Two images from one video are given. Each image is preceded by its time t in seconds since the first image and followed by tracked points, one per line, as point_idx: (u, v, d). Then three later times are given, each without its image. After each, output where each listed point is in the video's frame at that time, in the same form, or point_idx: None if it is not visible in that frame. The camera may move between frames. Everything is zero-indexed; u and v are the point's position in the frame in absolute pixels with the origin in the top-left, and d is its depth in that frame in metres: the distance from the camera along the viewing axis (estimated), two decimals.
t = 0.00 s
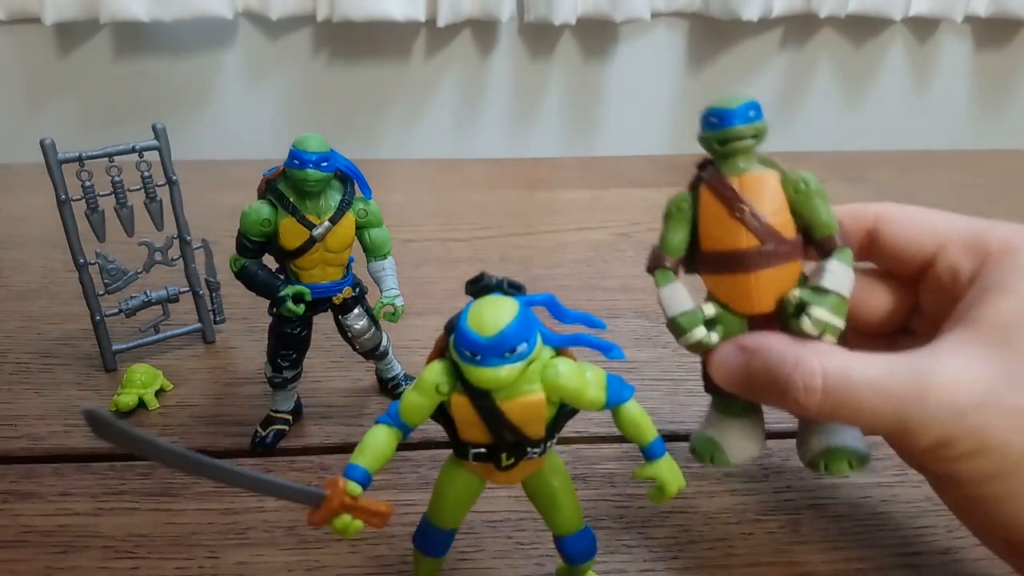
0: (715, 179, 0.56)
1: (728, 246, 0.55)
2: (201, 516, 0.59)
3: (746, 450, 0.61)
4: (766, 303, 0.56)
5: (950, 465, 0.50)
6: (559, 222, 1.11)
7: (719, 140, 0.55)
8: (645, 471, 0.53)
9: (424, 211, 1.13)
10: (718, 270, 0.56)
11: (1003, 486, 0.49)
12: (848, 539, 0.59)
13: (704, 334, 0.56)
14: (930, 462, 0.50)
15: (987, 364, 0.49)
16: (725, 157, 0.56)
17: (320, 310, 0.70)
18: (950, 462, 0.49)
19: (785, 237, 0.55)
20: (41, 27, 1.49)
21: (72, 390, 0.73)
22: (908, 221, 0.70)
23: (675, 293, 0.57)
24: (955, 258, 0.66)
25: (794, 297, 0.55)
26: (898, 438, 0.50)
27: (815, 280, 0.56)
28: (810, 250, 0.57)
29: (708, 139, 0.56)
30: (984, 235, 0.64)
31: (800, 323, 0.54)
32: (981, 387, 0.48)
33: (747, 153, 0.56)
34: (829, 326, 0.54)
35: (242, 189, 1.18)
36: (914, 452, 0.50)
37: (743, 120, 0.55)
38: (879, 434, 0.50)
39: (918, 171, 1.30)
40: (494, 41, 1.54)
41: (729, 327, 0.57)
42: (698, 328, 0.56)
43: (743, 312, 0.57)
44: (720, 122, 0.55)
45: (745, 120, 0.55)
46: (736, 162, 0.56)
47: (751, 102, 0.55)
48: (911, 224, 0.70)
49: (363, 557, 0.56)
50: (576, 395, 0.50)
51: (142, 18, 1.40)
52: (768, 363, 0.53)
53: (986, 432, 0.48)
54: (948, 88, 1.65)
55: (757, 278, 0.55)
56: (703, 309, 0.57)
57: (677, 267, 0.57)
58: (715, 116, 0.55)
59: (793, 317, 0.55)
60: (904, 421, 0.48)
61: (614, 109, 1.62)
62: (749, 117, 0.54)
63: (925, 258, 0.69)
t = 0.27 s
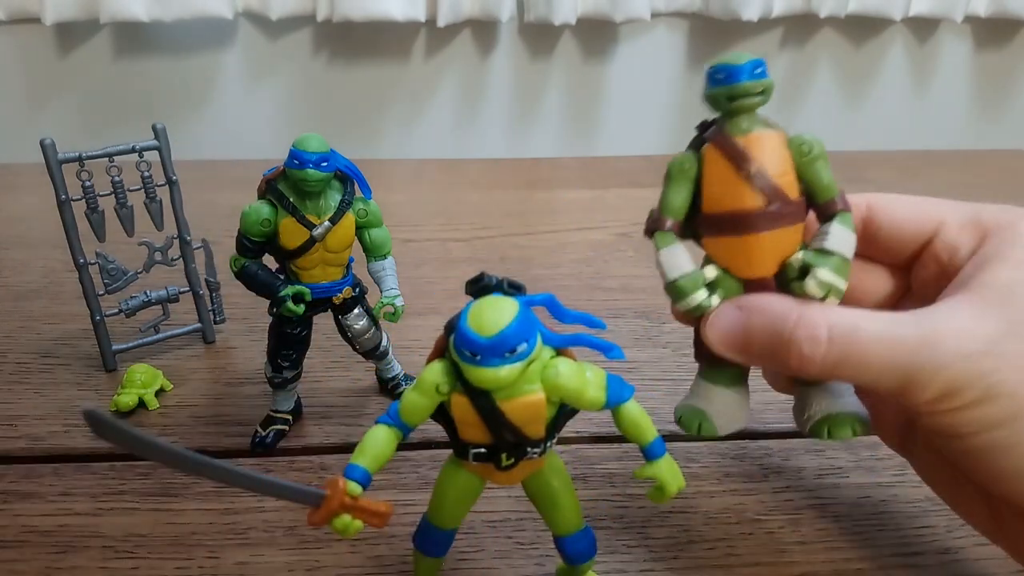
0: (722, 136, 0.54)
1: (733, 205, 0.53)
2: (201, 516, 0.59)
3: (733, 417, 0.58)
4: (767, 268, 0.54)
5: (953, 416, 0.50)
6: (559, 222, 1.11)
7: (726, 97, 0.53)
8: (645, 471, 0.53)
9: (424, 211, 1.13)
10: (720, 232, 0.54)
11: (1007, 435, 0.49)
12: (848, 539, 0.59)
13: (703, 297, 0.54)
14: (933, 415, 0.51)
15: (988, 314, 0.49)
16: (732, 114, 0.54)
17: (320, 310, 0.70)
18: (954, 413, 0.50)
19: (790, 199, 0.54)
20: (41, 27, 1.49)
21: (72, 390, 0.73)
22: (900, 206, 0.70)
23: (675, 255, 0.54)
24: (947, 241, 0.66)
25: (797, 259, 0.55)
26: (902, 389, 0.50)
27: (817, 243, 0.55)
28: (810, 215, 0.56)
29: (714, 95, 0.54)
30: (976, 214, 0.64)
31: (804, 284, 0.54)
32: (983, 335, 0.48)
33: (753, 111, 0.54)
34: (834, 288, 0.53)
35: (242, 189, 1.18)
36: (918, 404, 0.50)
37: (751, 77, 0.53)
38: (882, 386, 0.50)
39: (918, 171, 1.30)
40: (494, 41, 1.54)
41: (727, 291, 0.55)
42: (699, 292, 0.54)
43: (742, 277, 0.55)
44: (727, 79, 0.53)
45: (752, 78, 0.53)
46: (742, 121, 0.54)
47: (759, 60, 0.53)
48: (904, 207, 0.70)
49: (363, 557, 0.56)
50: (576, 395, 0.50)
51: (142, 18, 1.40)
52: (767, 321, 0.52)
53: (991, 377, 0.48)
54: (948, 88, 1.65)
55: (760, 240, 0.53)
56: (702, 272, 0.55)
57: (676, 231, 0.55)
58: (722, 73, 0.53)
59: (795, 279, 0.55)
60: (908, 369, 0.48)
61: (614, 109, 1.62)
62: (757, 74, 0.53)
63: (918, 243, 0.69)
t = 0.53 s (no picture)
0: (743, 97, 0.54)
1: (752, 166, 0.53)
2: (200, 516, 0.59)
3: (736, 390, 0.58)
4: (781, 233, 0.54)
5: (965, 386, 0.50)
6: (559, 222, 1.11)
7: (750, 57, 0.54)
8: (645, 471, 0.53)
9: (424, 211, 1.13)
10: (737, 193, 0.54)
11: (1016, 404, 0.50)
12: (848, 538, 0.59)
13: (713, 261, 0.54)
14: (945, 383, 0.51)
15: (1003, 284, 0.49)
16: (753, 76, 0.55)
17: (320, 311, 0.70)
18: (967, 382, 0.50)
19: (807, 163, 0.54)
20: (41, 27, 1.49)
21: (72, 390, 0.73)
22: (916, 174, 0.70)
23: (687, 217, 0.54)
24: (966, 210, 0.66)
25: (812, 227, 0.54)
26: (917, 359, 0.50)
27: (832, 212, 0.55)
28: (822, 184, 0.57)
29: (738, 55, 0.54)
30: (995, 184, 0.65)
31: (819, 250, 0.53)
32: (1002, 307, 0.48)
33: (774, 76, 0.55)
34: (848, 255, 0.53)
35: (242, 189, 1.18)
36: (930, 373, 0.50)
37: (776, 39, 0.54)
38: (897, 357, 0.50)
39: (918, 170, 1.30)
40: (494, 41, 1.55)
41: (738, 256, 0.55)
42: (712, 256, 0.54)
43: (753, 244, 0.55)
44: (753, 38, 0.54)
45: (778, 39, 0.54)
46: (762, 83, 0.55)
47: (784, 23, 0.54)
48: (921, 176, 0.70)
49: (363, 557, 0.56)
50: (576, 395, 0.50)
51: (142, 18, 1.40)
52: (783, 292, 0.51)
53: (1009, 348, 0.48)
54: (948, 88, 1.65)
55: (777, 203, 0.53)
56: (715, 236, 0.55)
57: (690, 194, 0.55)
58: (749, 32, 0.54)
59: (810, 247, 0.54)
60: (927, 340, 0.48)
61: (614, 109, 1.62)
62: (782, 36, 0.54)
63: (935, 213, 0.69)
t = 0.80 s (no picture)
0: (755, 95, 0.54)
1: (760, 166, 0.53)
2: (200, 516, 0.59)
3: (726, 384, 0.58)
4: (784, 233, 0.54)
5: (966, 386, 0.50)
6: (559, 222, 1.11)
7: (766, 55, 0.54)
8: (645, 471, 0.53)
9: (424, 211, 1.13)
10: (743, 192, 0.53)
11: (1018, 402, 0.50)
12: (849, 538, 0.59)
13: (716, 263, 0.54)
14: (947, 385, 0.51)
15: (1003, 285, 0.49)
16: (766, 75, 0.54)
17: (320, 311, 0.70)
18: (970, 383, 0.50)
19: (814, 166, 0.54)
20: (41, 28, 1.49)
21: (72, 390, 0.73)
22: (917, 172, 0.70)
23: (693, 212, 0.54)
24: (966, 209, 0.66)
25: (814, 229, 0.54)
26: (917, 360, 0.50)
27: (834, 217, 0.56)
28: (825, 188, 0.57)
29: (754, 53, 0.54)
30: (994, 183, 0.65)
31: (821, 254, 0.54)
32: (1003, 309, 0.48)
33: (787, 76, 0.55)
34: (848, 260, 0.53)
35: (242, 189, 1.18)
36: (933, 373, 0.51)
37: (792, 39, 0.53)
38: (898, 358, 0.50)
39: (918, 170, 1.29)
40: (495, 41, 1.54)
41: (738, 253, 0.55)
42: (715, 254, 0.54)
43: (755, 244, 0.55)
44: (770, 36, 0.53)
45: (794, 39, 0.54)
46: (775, 83, 0.54)
47: (801, 25, 0.54)
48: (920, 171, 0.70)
49: (364, 557, 0.56)
50: (577, 395, 0.50)
51: (142, 18, 1.40)
52: (785, 294, 0.51)
53: (1008, 350, 0.48)
54: (948, 88, 1.65)
55: (782, 204, 0.53)
56: (720, 234, 0.55)
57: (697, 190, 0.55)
58: (767, 30, 0.53)
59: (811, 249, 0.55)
60: (926, 341, 0.48)
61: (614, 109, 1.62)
62: (799, 37, 0.53)
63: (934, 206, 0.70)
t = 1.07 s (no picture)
0: (763, 94, 0.54)
1: (761, 166, 0.53)
2: (200, 516, 0.59)
3: (712, 378, 0.58)
4: (779, 234, 0.54)
5: (953, 393, 0.49)
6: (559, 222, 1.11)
7: (778, 57, 0.53)
8: (645, 472, 0.53)
9: (424, 211, 1.13)
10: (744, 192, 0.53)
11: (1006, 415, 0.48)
12: (849, 538, 0.59)
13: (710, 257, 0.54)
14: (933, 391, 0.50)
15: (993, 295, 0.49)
16: (775, 76, 0.54)
17: (320, 311, 0.70)
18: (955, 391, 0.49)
19: (815, 170, 0.54)
20: (41, 28, 1.49)
21: (72, 390, 0.73)
22: (912, 173, 0.70)
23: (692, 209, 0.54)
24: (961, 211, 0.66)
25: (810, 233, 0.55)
26: (905, 363, 0.49)
27: (829, 222, 0.55)
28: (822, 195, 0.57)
29: (765, 53, 0.53)
30: (991, 183, 0.65)
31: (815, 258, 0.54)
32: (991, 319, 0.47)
33: (794, 79, 0.55)
34: (841, 264, 0.54)
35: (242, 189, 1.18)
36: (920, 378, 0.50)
37: (804, 43, 0.53)
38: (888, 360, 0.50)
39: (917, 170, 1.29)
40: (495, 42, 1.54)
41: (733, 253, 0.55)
42: (711, 251, 0.54)
43: (750, 243, 0.55)
44: (785, 38, 0.53)
45: (806, 43, 0.53)
46: (782, 85, 0.54)
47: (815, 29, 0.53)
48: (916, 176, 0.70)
49: (364, 557, 0.56)
50: (577, 395, 0.50)
51: (142, 18, 1.40)
52: (778, 296, 0.51)
53: (991, 359, 0.47)
54: (947, 88, 1.64)
55: (780, 206, 0.53)
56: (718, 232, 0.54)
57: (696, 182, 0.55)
58: (779, 31, 0.53)
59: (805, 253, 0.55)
60: (910, 345, 0.48)
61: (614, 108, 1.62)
62: (811, 41, 0.53)
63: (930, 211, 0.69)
